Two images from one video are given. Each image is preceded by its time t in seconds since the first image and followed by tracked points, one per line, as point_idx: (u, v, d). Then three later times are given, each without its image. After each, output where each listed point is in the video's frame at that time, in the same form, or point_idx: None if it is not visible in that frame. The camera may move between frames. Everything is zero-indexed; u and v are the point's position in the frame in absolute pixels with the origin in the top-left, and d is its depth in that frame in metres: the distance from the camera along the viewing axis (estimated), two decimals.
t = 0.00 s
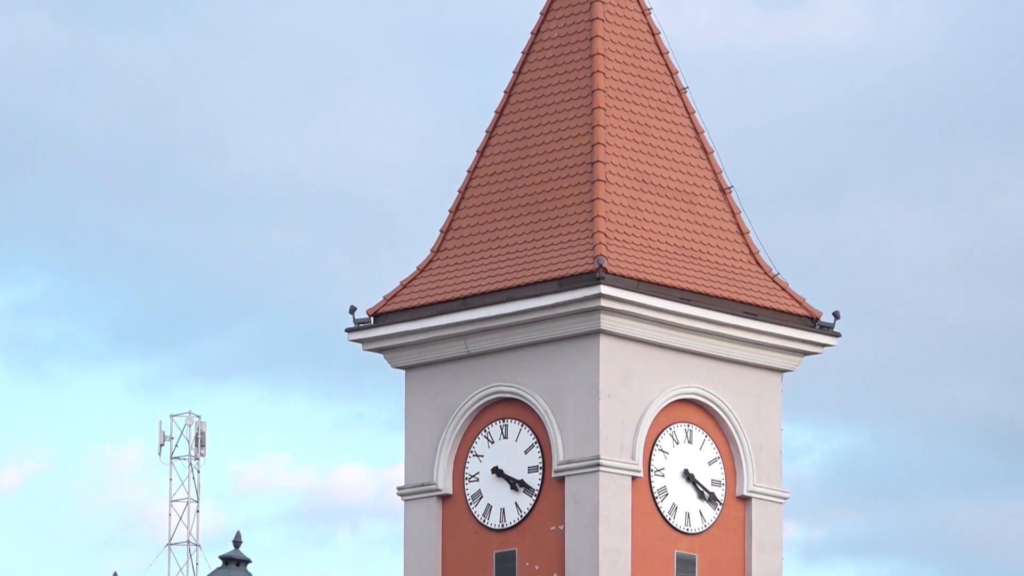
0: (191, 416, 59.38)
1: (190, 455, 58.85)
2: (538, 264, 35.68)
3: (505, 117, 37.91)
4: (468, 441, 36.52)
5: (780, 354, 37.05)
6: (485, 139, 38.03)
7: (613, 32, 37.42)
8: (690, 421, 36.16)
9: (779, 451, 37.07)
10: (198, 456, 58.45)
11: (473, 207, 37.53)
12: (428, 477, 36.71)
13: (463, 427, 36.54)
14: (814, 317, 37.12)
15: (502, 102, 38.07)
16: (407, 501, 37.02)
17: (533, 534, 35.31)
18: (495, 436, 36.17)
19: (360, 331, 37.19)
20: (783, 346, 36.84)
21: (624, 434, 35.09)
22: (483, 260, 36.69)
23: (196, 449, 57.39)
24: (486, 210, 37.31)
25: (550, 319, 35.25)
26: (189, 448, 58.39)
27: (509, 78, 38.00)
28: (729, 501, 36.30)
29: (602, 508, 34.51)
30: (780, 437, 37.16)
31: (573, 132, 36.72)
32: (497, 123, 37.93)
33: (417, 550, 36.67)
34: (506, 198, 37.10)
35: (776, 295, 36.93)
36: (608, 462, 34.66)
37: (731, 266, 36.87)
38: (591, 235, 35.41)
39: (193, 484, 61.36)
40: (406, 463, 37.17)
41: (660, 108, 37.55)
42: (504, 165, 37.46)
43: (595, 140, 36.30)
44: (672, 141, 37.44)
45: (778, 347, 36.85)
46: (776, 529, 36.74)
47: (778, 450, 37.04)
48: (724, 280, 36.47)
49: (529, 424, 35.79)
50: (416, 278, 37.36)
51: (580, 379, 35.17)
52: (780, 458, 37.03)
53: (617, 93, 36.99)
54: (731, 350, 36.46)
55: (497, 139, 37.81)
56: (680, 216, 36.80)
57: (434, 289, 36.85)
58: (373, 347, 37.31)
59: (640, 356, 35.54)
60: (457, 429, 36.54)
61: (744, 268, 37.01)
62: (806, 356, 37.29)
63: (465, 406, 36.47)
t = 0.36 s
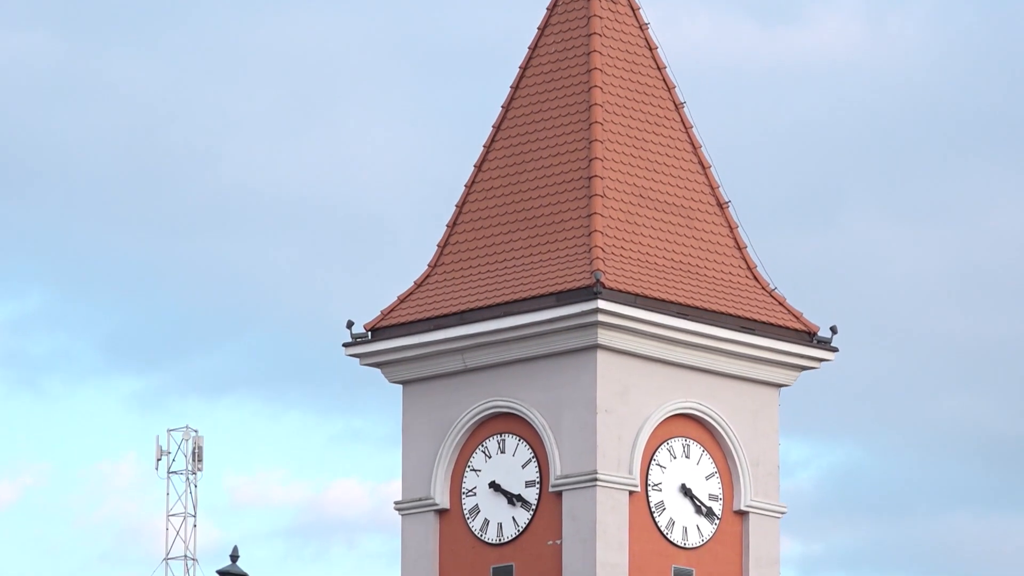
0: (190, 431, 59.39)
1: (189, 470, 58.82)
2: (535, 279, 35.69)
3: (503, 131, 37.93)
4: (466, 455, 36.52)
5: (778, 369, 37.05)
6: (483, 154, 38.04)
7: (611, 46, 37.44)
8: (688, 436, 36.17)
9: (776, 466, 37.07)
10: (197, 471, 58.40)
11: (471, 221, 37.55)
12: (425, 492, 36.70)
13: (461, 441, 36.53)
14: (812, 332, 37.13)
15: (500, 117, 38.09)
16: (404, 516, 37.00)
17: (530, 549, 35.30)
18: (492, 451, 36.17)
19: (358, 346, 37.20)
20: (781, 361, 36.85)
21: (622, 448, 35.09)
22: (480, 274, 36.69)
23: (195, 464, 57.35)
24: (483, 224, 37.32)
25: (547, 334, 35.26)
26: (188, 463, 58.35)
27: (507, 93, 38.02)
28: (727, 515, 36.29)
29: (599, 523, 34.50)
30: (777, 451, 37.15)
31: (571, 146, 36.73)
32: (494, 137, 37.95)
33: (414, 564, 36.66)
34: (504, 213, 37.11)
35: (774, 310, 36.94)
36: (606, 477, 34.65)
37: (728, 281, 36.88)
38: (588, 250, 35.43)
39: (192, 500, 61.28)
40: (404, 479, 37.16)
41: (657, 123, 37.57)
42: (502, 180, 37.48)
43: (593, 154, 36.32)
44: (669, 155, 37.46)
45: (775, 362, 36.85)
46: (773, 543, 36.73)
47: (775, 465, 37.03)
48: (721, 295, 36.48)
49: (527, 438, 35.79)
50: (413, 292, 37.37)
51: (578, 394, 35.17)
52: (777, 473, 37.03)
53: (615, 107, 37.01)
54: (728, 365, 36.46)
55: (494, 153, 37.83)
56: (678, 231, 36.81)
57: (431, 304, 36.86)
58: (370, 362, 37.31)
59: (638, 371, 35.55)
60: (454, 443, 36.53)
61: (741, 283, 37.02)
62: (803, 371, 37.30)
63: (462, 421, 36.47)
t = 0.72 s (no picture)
0: (185, 440, 59.37)
1: (183, 478, 58.75)
2: (531, 287, 35.69)
3: (499, 139, 37.94)
4: (461, 463, 36.51)
5: (774, 377, 37.05)
6: (479, 162, 38.05)
7: (608, 54, 37.45)
8: (684, 444, 36.16)
9: (772, 474, 37.05)
10: (191, 480, 58.31)
11: (467, 229, 37.54)
12: (421, 500, 36.68)
13: (457, 449, 36.52)
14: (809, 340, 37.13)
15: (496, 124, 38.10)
16: (399, 524, 36.98)
17: (527, 556, 35.28)
18: (488, 459, 36.16)
19: (354, 354, 37.19)
20: (777, 369, 36.85)
21: (618, 456, 35.08)
22: (476, 282, 36.69)
23: (191, 472, 57.30)
24: (479, 232, 37.32)
25: (544, 342, 35.25)
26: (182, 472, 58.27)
27: (503, 101, 38.03)
28: (723, 523, 36.27)
29: (596, 530, 34.49)
30: (773, 459, 37.13)
31: (567, 155, 36.74)
32: (491, 145, 37.95)
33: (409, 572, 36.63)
34: (500, 221, 37.11)
35: (770, 318, 36.94)
36: (602, 484, 34.64)
37: (724, 289, 36.88)
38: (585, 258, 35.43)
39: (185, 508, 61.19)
40: (399, 486, 37.14)
41: (653, 131, 37.58)
42: (498, 187, 37.48)
43: (589, 162, 36.32)
44: (665, 163, 37.46)
45: (771, 370, 36.85)
46: (770, 551, 36.71)
47: (771, 473, 37.03)
48: (717, 303, 36.48)
49: (523, 446, 35.78)
50: (410, 300, 37.36)
51: (574, 402, 35.17)
52: (773, 481, 37.02)
53: (612, 115, 37.01)
54: (724, 373, 36.46)
55: (491, 161, 37.83)
56: (674, 239, 36.82)
57: (428, 312, 36.85)
58: (366, 370, 37.30)
59: (634, 379, 35.54)
60: (450, 451, 36.52)
61: (737, 291, 37.01)
62: (799, 379, 37.30)
63: (458, 429, 36.46)
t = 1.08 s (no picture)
0: (185, 446, 59.61)
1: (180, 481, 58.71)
2: (528, 291, 35.68)
3: (495, 143, 37.95)
4: (458, 468, 36.50)
5: (771, 382, 37.06)
6: (475, 167, 38.05)
7: (604, 58, 37.46)
8: (681, 449, 36.17)
9: (768, 479, 37.06)
10: (189, 484, 58.28)
11: (464, 233, 37.54)
12: (418, 504, 36.67)
13: (453, 454, 36.52)
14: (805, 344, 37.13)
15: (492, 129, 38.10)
16: (396, 528, 36.98)
17: (523, 560, 35.28)
18: (485, 463, 36.15)
19: (351, 358, 37.18)
20: (773, 373, 36.85)
21: (614, 461, 35.08)
22: (473, 287, 36.69)
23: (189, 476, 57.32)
24: (475, 237, 37.32)
25: (540, 346, 35.25)
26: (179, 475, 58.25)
27: (499, 105, 38.04)
28: (719, 527, 36.28)
29: (592, 534, 34.48)
30: (769, 464, 37.14)
31: (563, 159, 36.74)
32: (487, 150, 37.96)
33: None
34: (496, 225, 37.11)
35: (766, 322, 36.94)
36: (599, 489, 34.64)
37: (720, 293, 36.88)
38: (581, 262, 35.43)
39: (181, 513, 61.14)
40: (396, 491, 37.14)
41: (649, 135, 37.58)
42: (495, 191, 37.48)
43: (585, 167, 36.32)
44: (662, 167, 37.47)
45: (767, 374, 36.86)
46: (766, 555, 36.71)
47: (767, 477, 37.03)
48: (713, 307, 36.48)
49: (520, 450, 35.78)
50: (406, 305, 37.36)
51: (570, 406, 35.16)
52: (769, 485, 37.03)
53: (608, 119, 37.02)
54: (721, 377, 36.46)
55: (487, 166, 37.84)
56: (671, 243, 36.82)
57: (424, 316, 36.85)
58: (363, 374, 37.30)
59: (630, 383, 35.54)
60: (447, 455, 36.52)
61: (733, 295, 37.02)
62: (795, 383, 37.31)
63: (455, 433, 36.46)
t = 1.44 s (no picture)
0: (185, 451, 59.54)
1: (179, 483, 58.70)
2: (527, 292, 35.69)
3: (495, 143, 37.96)
4: (457, 469, 36.51)
5: (770, 383, 37.07)
6: (474, 168, 38.06)
7: (604, 59, 37.47)
8: (680, 450, 36.18)
9: (767, 480, 37.07)
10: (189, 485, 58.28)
11: (463, 234, 37.55)
12: (417, 505, 36.68)
13: (452, 455, 36.53)
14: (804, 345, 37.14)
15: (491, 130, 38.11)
16: (395, 529, 36.98)
17: (522, 561, 35.28)
18: (484, 464, 36.15)
19: (349, 359, 37.19)
20: (772, 374, 36.86)
21: (613, 462, 35.08)
22: (471, 288, 36.70)
23: (188, 477, 57.37)
24: (474, 238, 37.33)
25: (540, 347, 35.25)
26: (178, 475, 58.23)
27: (499, 106, 38.05)
28: (718, 528, 36.28)
29: (591, 535, 34.48)
30: (768, 465, 37.15)
31: (562, 160, 36.75)
32: (486, 151, 37.97)
33: None
34: (495, 226, 37.12)
35: (765, 323, 36.95)
36: (597, 490, 34.64)
37: (719, 294, 36.89)
38: (580, 263, 35.43)
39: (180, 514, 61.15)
40: (395, 492, 37.15)
41: (648, 137, 37.59)
42: (494, 192, 37.49)
43: (584, 168, 36.33)
44: (661, 169, 37.48)
45: (766, 375, 36.87)
46: (765, 556, 36.72)
47: (766, 479, 37.05)
48: (712, 308, 36.49)
49: (519, 452, 35.78)
50: (405, 305, 37.36)
51: (569, 407, 35.16)
52: (768, 486, 37.04)
53: (607, 120, 37.03)
54: (720, 378, 36.47)
55: (486, 167, 37.84)
56: (670, 244, 36.83)
57: (423, 317, 36.85)
58: (362, 376, 37.30)
59: (629, 384, 35.55)
60: (446, 456, 36.52)
61: (732, 296, 37.02)
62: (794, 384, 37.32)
63: (454, 434, 36.46)
